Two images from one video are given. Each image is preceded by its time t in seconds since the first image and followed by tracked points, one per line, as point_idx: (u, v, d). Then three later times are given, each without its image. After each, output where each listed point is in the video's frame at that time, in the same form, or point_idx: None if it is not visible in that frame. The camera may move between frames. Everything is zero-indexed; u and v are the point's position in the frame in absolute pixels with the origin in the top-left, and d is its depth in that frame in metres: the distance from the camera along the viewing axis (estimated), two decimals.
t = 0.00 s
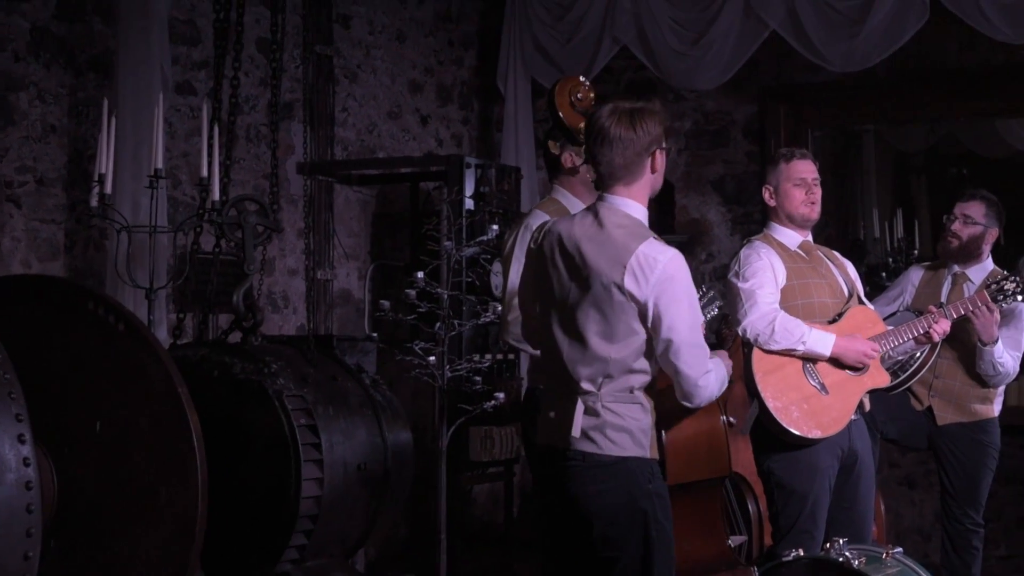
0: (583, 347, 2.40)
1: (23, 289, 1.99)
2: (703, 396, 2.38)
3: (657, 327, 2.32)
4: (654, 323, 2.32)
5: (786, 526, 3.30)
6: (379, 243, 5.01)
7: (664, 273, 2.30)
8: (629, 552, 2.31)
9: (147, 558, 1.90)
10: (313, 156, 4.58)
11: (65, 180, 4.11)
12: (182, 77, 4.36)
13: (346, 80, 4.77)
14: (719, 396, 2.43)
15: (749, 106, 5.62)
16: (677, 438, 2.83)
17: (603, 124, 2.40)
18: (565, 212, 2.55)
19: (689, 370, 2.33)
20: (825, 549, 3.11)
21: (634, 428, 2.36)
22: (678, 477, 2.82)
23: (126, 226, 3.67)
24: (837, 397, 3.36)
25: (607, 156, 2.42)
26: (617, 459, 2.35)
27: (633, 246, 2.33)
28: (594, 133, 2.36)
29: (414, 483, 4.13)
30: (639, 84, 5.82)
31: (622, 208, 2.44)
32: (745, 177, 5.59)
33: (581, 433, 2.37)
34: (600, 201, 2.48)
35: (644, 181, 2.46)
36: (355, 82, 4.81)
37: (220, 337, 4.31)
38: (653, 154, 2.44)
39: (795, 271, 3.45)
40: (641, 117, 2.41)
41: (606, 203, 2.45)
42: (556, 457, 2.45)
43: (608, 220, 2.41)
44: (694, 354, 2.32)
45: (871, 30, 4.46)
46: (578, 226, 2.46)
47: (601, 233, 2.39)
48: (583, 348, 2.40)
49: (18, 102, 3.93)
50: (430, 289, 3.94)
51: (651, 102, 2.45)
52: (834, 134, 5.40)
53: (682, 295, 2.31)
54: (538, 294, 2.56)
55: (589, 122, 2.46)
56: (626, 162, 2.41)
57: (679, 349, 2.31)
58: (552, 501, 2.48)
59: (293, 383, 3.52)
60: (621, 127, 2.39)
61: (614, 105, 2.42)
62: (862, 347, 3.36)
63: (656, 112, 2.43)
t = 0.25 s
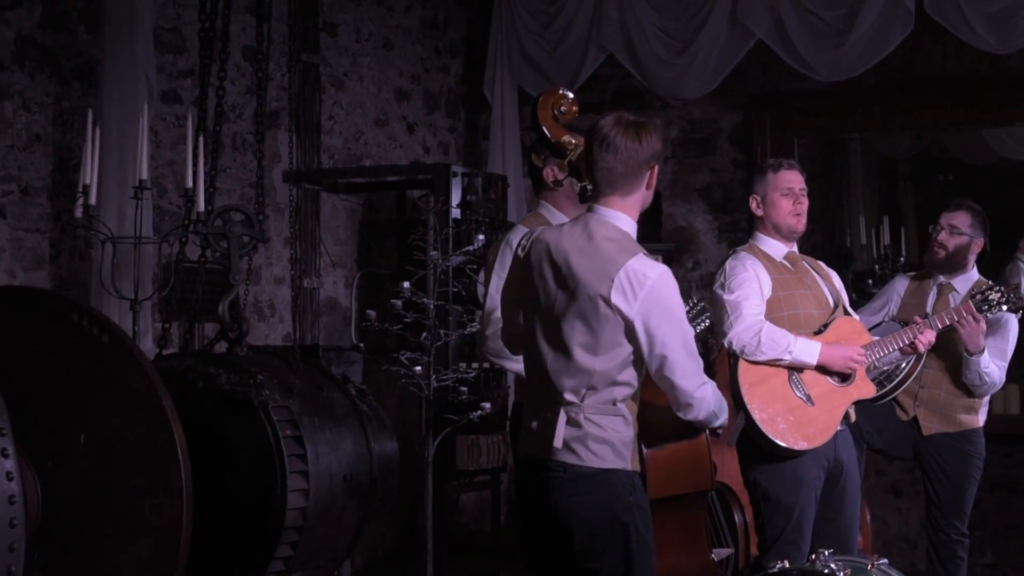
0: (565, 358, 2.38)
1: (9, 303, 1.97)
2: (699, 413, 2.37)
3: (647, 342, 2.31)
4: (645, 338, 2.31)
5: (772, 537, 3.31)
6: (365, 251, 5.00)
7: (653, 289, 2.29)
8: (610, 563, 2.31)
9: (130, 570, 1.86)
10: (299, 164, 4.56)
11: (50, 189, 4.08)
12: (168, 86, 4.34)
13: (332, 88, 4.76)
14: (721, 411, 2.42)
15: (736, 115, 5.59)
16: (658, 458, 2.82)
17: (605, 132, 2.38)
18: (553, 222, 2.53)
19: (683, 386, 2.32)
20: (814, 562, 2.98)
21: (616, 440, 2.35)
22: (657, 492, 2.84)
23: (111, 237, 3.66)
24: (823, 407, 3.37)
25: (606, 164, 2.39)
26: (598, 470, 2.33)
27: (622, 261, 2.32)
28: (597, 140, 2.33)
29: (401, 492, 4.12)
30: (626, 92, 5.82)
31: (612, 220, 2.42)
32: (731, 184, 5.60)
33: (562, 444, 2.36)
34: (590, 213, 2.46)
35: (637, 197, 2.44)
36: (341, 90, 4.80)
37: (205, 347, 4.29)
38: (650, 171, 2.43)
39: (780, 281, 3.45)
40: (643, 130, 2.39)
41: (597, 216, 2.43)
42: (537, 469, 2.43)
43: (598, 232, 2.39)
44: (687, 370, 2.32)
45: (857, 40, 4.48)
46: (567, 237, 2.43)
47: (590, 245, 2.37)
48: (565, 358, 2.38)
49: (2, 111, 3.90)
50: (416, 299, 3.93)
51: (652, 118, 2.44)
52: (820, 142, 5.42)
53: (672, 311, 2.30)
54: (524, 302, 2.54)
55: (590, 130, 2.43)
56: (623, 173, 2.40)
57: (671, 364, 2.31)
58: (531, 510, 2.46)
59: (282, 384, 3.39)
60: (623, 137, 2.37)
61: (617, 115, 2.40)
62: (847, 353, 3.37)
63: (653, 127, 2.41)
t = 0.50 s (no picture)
0: (550, 374, 2.37)
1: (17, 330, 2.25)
2: (686, 440, 2.36)
3: (630, 368, 2.30)
4: (630, 363, 2.30)
5: (759, 549, 3.31)
6: (353, 261, 4.99)
7: (641, 316, 2.28)
8: None
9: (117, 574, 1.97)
10: (287, 174, 4.55)
11: (36, 200, 4.06)
12: (155, 96, 4.33)
13: (320, 98, 4.75)
14: (709, 439, 2.40)
15: (723, 125, 5.61)
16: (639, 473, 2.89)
17: (622, 161, 2.38)
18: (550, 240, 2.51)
19: (669, 413, 2.31)
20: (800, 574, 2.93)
21: (597, 457, 2.34)
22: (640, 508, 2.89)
23: (97, 250, 3.64)
24: (810, 420, 3.37)
25: (620, 193, 2.38)
26: (580, 487, 2.32)
27: (612, 286, 2.31)
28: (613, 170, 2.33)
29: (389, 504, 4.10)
30: (614, 101, 5.83)
31: (612, 247, 2.41)
32: (720, 194, 5.60)
33: (542, 459, 2.34)
34: (590, 235, 2.44)
35: (643, 228, 2.45)
36: (329, 99, 4.80)
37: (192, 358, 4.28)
38: (660, 206, 2.44)
39: (767, 295, 3.45)
40: (658, 164, 2.40)
41: (596, 240, 2.42)
42: (519, 486, 2.41)
43: (595, 256, 2.37)
44: (670, 398, 2.31)
45: (844, 51, 4.48)
46: (562, 256, 2.41)
47: (584, 268, 2.35)
48: (551, 374, 2.37)
49: None
50: (404, 310, 3.92)
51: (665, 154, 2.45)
52: (808, 152, 5.43)
53: (657, 340, 2.29)
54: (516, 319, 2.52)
55: (605, 157, 2.43)
56: (636, 204, 2.39)
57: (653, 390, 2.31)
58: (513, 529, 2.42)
59: (265, 405, 3.36)
60: (640, 169, 2.37)
61: (634, 146, 2.40)
62: (835, 377, 3.37)
63: (670, 164, 2.42)
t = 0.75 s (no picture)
0: (544, 387, 2.34)
1: None
2: (685, 452, 2.36)
3: (629, 382, 2.27)
4: (629, 379, 2.27)
5: (749, 563, 3.31)
6: (342, 271, 4.99)
7: (640, 332, 2.24)
8: None
9: None
10: (276, 185, 4.55)
11: (24, 212, 4.03)
12: (143, 107, 4.33)
13: (310, 108, 4.75)
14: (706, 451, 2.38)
15: (713, 135, 5.62)
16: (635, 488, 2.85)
17: (620, 174, 2.36)
18: (544, 250, 2.45)
19: (669, 427, 2.30)
20: None
21: (590, 470, 2.31)
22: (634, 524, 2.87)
23: (84, 263, 3.64)
24: (799, 433, 3.38)
25: (617, 205, 2.36)
26: (571, 501, 2.30)
27: (611, 300, 2.27)
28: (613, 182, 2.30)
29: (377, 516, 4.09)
30: (604, 111, 5.84)
31: (610, 260, 2.39)
32: (710, 204, 5.61)
33: (535, 471, 2.32)
34: (586, 247, 2.41)
35: (639, 241, 2.43)
36: (319, 110, 4.80)
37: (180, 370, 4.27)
38: (656, 218, 2.43)
39: (756, 308, 3.46)
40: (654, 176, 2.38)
41: (592, 252, 2.39)
42: (510, 495, 2.40)
43: (592, 268, 2.33)
44: (669, 411, 2.28)
45: (834, 62, 4.49)
46: (558, 268, 2.36)
47: (582, 281, 2.30)
48: (544, 387, 2.34)
49: None
50: (392, 322, 3.91)
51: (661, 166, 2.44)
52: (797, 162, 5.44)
53: (657, 353, 2.26)
54: (508, 330, 2.47)
55: (603, 169, 2.40)
56: (634, 217, 2.37)
57: (652, 404, 2.28)
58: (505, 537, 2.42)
59: (253, 419, 3.33)
60: (637, 182, 2.35)
61: (631, 159, 2.39)
62: (824, 374, 3.37)
63: (665, 175, 2.40)
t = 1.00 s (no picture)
0: (536, 405, 2.33)
1: None
2: (683, 459, 2.37)
3: (621, 397, 2.27)
4: (622, 394, 2.27)
5: None
6: (332, 281, 4.99)
7: (629, 348, 2.24)
8: None
9: None
10: (266, 196, 4.55)
11: (13, 225, 4.02)
12: (133, 118, 4.32)
13: (299, 119, 4.75)
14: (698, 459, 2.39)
15: (703, 145, 5.64)
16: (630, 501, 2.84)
17: (595, 188, 2.34)
18: (530, 267, 2.45)
19: (665, 437, 2.31)
20: None
21: (585, 488, 2.30)
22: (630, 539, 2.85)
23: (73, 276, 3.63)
24: (789, 447, 3.38)
25: (596, 221, 2.34)
26: (567, 518, 2.28)
27: (598, 316, 2.26)
28: (589, 197, 2.29)
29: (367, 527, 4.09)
30: (594, 121, 5.85)
31: (594, 273, 2.37)
32: (700, 214, 5.62)
33: (533, 490, 2.30)
34: (570, 263, 2.40)
35: (622, 251, 2.41)
36: (309, 120, 4.80)
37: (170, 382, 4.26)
38: (636, 225, 2.41)
39: (745, 321, 3.46)
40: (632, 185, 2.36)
41: (577, 267, 2.38)
42: (504, 514, 2.38)
43: (578, 284, 2.32)
44: (662, 423, 2.28)
45: (824, 73, 4.50)
46: (544, 285, 2.36)
47: (568, 298, 2.30)
48: (536, 405, 2.33)
49: None
50: (382, 335, 3.91)
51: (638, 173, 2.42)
52: (787, 171, 5.46)
53: (648, 367, 2.25)
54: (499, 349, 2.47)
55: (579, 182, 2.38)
56: (614, 230, 2.36)
57: (646, 417, 2.28)
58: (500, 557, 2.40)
59: (243, 432, 3.29)
60: (614, 194, 2.34)
61: (606, 170, 2.36)
62: (813, 404, 3.37)
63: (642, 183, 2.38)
